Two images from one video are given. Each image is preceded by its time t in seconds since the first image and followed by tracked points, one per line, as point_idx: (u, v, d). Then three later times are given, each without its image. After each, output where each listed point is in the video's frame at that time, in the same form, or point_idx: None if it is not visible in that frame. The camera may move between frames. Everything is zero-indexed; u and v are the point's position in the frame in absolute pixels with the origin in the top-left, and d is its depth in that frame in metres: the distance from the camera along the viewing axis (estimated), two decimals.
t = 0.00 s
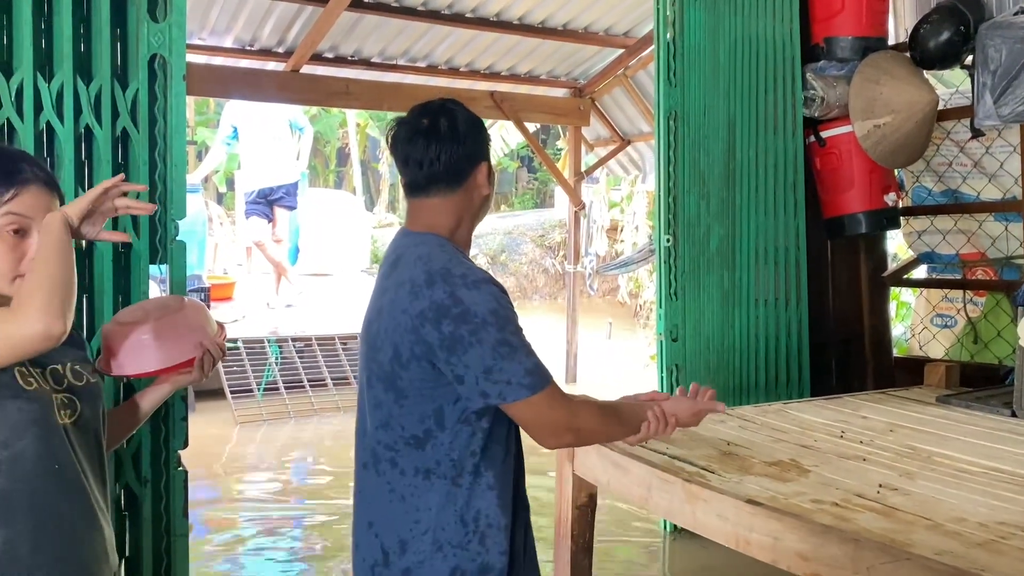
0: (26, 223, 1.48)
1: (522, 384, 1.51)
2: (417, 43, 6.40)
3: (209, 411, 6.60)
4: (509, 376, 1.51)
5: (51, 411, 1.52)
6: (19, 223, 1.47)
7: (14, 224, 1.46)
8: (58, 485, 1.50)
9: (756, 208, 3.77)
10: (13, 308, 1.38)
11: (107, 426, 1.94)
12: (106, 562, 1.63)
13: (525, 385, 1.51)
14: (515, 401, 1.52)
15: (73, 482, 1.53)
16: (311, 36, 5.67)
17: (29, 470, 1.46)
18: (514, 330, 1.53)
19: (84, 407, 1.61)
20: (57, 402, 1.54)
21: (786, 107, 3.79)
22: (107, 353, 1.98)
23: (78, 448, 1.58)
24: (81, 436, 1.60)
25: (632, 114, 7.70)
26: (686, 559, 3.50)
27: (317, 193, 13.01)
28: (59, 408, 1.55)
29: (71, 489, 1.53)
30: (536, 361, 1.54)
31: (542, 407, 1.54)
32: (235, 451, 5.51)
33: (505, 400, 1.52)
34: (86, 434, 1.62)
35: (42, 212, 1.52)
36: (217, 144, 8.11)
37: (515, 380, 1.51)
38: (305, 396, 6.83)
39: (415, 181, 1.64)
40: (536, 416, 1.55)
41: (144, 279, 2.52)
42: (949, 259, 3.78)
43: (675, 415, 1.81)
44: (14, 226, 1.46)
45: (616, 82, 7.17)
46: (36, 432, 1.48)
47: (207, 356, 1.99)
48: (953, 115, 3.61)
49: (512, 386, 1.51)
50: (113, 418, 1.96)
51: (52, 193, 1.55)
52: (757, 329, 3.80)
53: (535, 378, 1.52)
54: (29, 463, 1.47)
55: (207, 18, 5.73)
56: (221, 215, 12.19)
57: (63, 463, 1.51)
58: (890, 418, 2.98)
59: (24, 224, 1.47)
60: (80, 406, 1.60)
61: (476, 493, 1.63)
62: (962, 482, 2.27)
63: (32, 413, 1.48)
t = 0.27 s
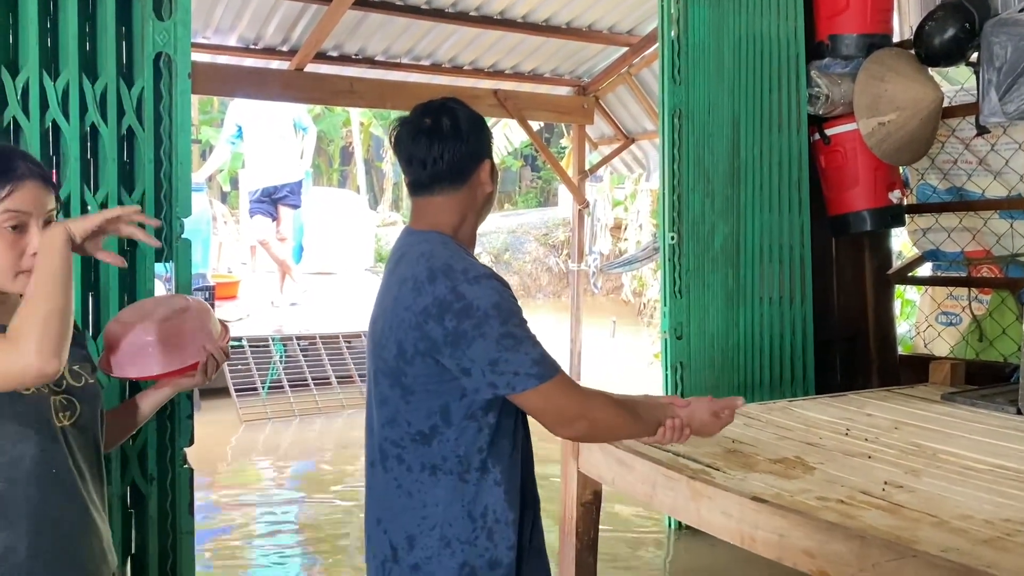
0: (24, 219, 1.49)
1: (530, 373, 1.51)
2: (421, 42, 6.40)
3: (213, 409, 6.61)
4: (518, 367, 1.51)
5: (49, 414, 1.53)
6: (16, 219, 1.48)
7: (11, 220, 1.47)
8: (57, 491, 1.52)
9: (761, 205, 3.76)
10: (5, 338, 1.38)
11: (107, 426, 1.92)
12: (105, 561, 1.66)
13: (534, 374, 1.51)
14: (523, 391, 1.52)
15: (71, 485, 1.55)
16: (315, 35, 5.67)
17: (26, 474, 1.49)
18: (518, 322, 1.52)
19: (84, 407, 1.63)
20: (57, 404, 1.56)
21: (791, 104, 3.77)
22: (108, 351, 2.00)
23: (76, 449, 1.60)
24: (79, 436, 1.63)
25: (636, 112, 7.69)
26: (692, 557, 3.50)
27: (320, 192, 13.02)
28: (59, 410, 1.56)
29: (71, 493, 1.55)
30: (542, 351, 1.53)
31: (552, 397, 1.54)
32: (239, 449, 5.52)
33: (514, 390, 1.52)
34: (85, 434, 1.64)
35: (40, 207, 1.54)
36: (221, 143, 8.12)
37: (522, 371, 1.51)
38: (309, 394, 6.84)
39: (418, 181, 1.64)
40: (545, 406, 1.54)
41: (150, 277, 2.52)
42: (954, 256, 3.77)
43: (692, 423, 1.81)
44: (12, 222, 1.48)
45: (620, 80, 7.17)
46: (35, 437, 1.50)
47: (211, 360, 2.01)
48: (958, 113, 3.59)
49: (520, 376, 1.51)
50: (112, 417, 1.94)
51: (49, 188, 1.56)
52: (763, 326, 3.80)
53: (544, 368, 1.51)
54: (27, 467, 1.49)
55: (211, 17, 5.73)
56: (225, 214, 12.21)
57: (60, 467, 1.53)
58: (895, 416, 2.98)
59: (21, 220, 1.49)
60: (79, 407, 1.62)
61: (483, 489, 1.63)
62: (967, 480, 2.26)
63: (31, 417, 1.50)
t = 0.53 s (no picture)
0: (29, 206, 1.56)
1: (547, 356, 1.52)
2: (427, 41, 6.42)
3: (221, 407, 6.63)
4: (533, 351, 1.52)
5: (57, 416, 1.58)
6: (22, 207, 1.55)
7: (18, 209, 1.55)
8: (57, 488, 1.61)
9: (767, 203, 3.77)
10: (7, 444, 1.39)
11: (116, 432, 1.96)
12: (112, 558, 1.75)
13: (551, 357, 1.52)
14: (543, 374, 1.53)
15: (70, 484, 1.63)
16: (322, 34, 5.69)
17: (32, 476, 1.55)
18: (527, 311, 1.53)
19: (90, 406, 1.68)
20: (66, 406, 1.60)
21: (797, 102, 3.79)
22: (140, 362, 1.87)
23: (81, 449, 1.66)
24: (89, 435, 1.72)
25: (642, 110, 7.69)
26: (699, 553, 3.51)
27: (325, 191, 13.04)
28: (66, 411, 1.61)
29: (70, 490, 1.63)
30: (555, 337, 1.55)
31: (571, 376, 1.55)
32: (247, 447, 5.55)
33: (532, 375, 1.53)
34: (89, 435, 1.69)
35: (46, 195, 1.60)
36: (228, 142, 8.15)
37: (538, 355, 1.52)
38: (316, 392, 6.86)
39: (423, 179, 1.65)
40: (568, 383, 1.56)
41: (161, 276, 2.53)
42: (961, 254, 3.77)
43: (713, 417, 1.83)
44: (18, 209, 1.55)
45: (625, 78, 7.17)
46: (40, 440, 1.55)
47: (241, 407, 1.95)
48: (965, 110, 3.58)
49: (536, 360, 1.52)
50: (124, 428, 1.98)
51: (54, 176, 1.63)
52: (769, 324, 3.80)
53: (559, 349, 1.53)
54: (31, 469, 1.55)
55: (218, 17, 5.76)
56: (231, 213, 12.24)
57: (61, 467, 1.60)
58: (902, 413, 2.98)
59: (27, 208, 1.56)
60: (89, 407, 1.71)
61: (496, 484, 1.64)
62: (974, 476, 2.27)
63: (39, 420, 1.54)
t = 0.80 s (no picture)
0: (59, 204, 1.59)
1: (571, 328, 1.54)
2: (436, 40, 6.44)
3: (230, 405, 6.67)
4: (558, 326, 1.53)
5: (75, 418, 1.60)
6: (52, 206, 1.59)
7: (48, 207, 1.58)
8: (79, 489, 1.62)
9: (775, 203, 3.78)
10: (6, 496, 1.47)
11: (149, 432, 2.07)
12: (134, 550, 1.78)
13: (574, 329, 1.54)
14: (572, 346, 1.54)
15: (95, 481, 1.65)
16: (331, 35, 5.72)
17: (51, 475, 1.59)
18: (543, 291, 1.57)
19: (115, 404, 1.69)
20: (85, 408, 1.62)
21: (804, 102, 3.79)
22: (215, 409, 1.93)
23: (106, 449, 1.68)
24: (113, 434, 1.70)
25: (650, 109, 7.70)
26: (707, 551, 3.52)
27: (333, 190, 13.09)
28: (89, 412, 1.63)
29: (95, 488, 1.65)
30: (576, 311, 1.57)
31: (597, 352, 1.56)
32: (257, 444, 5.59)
33: (562, 349, 1.54)
34: (116, 432, 1.71)
35: (75, 195, 1.64)
36: (238, 141, 8.19)
37: (563, 330, 1.54)
38: (325, 390, 6.89)
39: (427, 178, 1.68)
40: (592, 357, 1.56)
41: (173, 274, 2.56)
42: (968, 253, 3.78)
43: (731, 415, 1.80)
44: (47, 207, 1.58)
45: (633, 78, 7.19)
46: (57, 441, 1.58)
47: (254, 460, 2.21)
48: (974, 110, 3.59)
49: (563, 334, 1.54)
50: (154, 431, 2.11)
51: (84, 176, 1.67)
52: (776, 323, 3.82)
53: (580, 314, 1.55)
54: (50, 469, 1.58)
55: (228, 17, 5.80)
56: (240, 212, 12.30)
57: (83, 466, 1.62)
58: (909, 412, 3.00)
59: (58, 206, 1.59)
60: (113, 407, 1.69)
61: (510, 475, 1.67)
62: (980, 474, 2.28)
63: (55, 422, 1.57)
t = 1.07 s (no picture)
0: (86, 205, 1.63)
1: (573, 331, 1.55)
2: (446, 41, 6.47)
3: (243, 402, 6.73)
4: (560, 328, 1.55)
5: (96, 414, 1.63)
6: (79, 206, 1.62)
7: (74, 206, 1.62)
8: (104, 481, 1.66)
9: (784, 203, 3.79)
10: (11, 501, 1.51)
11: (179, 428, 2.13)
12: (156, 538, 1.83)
13: (575, 330, 1.55)
14: (573, 349, 1.55)
15: (116, 478, 1.68)
16: (343, 35, 5.76)
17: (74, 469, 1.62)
18: (546, 292, 1.59)
19: (137, 401, 1.72)
20: (106, 405, 1.65)
21: (814, 102, 3.80)
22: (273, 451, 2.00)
23: (126, 446, 1.71)
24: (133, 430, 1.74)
25: (660, 109, 7.70)
26: (715, 548, 3.54)
27: (344, 189, 13.15)
28: (109, 408, 1.66)
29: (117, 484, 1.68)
30: (577, 314, 1.59)
31: (598, 354, 1.57)
32: (268, 442, 5.63)
33: (562, 352, 1.56)
34: (138, 430, 1.74)
35: (103, 196, 1.67)
36: (250, 141, 8.25)
37: (564, 332, 1.55)
38: (336, 389, 6.94)
39: (429, 178, 1.70)
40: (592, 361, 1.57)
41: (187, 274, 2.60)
42: (978, 253, 3.77)
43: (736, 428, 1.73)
44: (74, 207, 1.62)
45: (643, 78, 7.20)
46: (79, 435, 1.61)
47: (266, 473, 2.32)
48: (983, 110, 3.59)
49: (564, 336, 1.55)
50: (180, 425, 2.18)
51: (113, 178, 1.70)
52: (785, 322, 3.83)
53: (581, 320, 1.57)
54: (72, 463, 1.61)
55: (241, 18, 5.84)
56: (252, 212, 12.37)
57: (105, 461, 1.65)
58: (917, 411, 3.00)
59: (84, 207, 1.63)
60: (134, 403, 1.72)
61: (514, 474, 1.70)
62: (988, 473, 2.29)
63: (76, 418, 1.61)
